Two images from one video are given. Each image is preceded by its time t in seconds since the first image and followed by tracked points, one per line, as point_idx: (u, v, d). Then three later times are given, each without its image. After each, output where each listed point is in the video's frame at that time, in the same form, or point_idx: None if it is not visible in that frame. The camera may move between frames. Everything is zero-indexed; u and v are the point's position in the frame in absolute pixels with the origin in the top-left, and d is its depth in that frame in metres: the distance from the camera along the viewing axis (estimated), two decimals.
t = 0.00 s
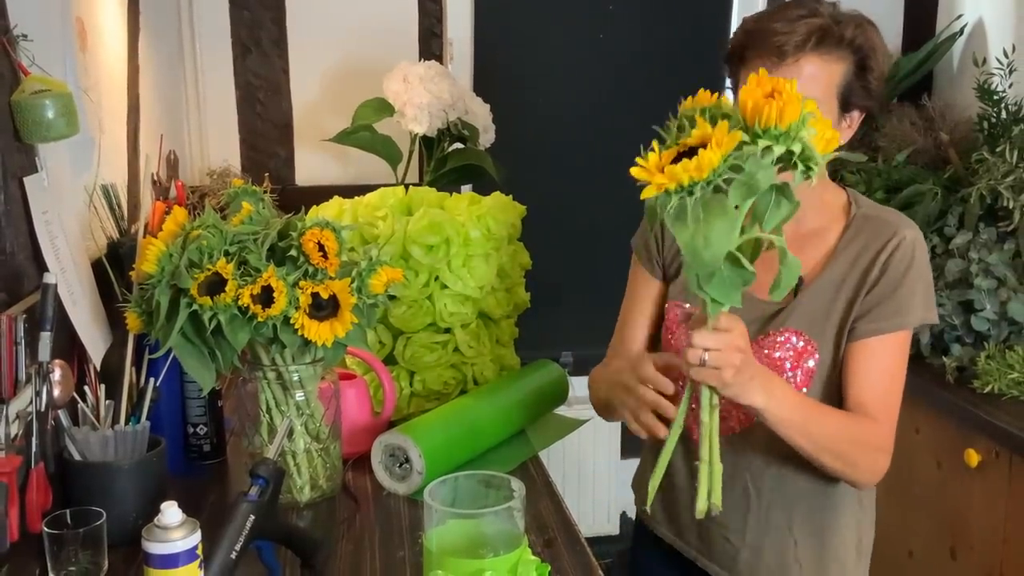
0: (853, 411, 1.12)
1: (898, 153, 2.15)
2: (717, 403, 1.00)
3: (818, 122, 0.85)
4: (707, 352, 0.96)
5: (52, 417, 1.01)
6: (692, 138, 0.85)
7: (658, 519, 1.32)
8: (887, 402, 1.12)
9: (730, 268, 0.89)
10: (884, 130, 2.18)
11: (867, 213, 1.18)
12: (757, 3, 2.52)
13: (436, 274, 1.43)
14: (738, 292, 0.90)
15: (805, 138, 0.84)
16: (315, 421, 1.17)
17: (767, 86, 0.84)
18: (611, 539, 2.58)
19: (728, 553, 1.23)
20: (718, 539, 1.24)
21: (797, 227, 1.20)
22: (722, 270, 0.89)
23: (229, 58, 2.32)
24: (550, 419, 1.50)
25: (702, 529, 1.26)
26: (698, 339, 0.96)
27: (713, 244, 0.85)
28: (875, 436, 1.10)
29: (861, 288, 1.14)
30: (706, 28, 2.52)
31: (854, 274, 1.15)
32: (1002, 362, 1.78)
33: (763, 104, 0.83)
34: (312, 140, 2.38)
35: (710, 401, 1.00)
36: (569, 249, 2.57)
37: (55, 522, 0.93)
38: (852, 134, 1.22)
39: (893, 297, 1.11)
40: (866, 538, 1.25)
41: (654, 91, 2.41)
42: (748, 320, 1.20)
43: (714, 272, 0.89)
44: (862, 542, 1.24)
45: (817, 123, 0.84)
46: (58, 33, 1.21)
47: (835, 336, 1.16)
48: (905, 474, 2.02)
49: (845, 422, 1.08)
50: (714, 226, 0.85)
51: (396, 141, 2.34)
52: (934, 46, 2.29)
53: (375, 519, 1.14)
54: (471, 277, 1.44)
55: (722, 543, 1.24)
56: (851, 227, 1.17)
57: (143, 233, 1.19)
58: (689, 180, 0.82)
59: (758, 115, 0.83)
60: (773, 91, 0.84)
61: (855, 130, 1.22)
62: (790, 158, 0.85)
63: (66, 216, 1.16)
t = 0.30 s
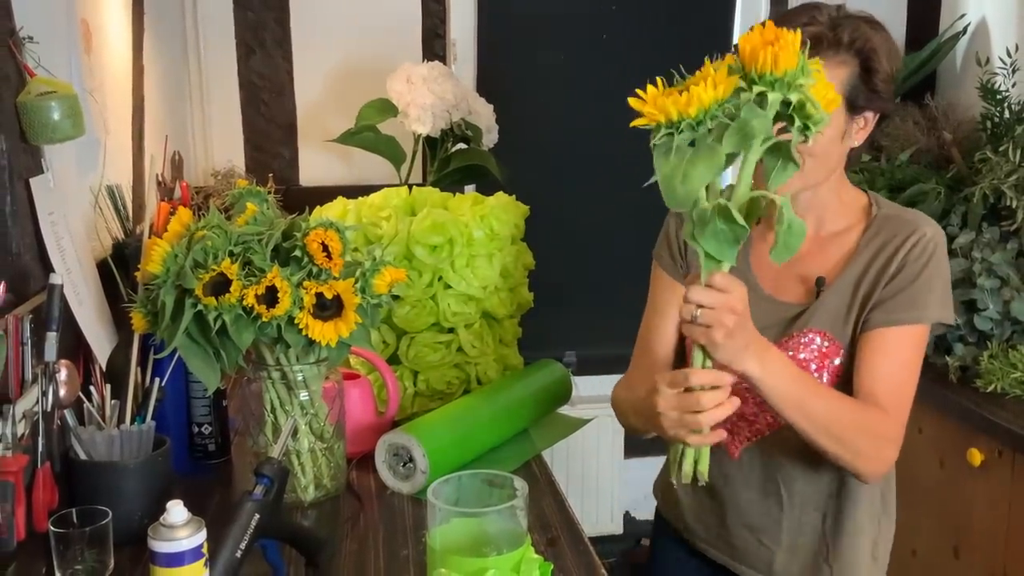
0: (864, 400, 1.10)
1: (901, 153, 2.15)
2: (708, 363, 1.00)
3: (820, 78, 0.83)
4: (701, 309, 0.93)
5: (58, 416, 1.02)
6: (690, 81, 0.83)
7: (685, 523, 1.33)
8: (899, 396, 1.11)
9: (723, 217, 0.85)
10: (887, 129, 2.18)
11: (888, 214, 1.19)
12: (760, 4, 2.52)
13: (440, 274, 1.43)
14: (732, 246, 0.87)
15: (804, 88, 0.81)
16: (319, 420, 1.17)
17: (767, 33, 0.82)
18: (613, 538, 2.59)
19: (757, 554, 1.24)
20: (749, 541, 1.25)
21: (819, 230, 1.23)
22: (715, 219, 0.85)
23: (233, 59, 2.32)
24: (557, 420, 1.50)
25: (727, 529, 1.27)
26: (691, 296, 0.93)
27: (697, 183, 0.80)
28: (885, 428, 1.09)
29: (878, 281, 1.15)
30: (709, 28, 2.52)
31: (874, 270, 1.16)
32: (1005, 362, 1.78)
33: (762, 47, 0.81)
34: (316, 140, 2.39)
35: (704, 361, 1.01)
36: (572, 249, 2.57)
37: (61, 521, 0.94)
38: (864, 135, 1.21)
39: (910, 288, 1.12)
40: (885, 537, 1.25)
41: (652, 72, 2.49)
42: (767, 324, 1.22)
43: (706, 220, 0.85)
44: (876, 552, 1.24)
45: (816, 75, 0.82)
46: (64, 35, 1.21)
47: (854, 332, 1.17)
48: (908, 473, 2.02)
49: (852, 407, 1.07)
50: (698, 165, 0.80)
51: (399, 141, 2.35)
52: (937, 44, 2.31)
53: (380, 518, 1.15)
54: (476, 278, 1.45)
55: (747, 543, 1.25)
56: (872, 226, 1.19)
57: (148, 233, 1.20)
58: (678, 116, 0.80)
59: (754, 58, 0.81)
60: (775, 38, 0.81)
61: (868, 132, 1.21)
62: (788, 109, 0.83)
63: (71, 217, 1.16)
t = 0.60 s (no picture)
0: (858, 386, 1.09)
1: (905, 152, 2.15)
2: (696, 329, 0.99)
3: (799, 33, 0.83)
4: (686, 273, 0.93)
5: (67, 415, 1.03)
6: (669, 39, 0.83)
7: (688, 533, 1.33)
8: (892, 384, 1.09)
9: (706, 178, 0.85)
10: (892, 129, 2.20)
11: (883, 214, 1.19)
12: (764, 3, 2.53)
13: (446, 273, 1.44)
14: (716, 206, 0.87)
15: (783, 45, 0.81)
16: (325, 418, 1.18)
17: None
18: (618, 537, 2.59)
19: (763, 556, 1.25)
20: (755, 544, 1.25)
21: (817, 232, 1.24)
22: (696, 181, 0.86)
23: (239, 59, 2.33)
24: (562, 418, 1.50)
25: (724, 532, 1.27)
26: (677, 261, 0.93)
27: (674, 146, 0.80)
28: (877, 415, 1.07)
29: (874, 274, 1.15)
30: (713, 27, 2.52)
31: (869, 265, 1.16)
32: (1010, 361, 1.78)
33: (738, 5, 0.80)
34: (321, 139, 2.39)
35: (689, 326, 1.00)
36: (577, 249, 2.58)
37: (70, 518, 0.95)
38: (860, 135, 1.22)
39: (905, 280, 1.11)
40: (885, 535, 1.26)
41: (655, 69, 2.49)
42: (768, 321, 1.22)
43: (688, 181, 0.86)
44: (873, 553, 1.23)
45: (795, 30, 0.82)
46: (71, 35, 1.22)
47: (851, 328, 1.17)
48: (913, 472, 2.02)
49: (846, 390, 1.06)
50: (676, 129, 0.80)
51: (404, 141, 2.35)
52: (942, 44, 2.29)
53: (385, 516, 1.15)
54: (481, 277, 1.46)
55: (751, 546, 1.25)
56: (869, 224, 1.19)
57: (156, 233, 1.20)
58: (655, 78, 0.81)
59: (731, 18, 0.81)
60: None
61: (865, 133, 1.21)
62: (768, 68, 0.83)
63: (78, 216, 1.17)
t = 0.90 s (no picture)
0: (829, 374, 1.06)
1: (911, 150, 2.15)
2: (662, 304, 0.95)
3: None
4: (661, 251, 0.88)
5: (73, 411, 1.03)
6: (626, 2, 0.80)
7: (655, 531, 1.33)
8: (861, 374, 1.07)
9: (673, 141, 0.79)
10: (898, 127, 2.19)
11: (858, 212, 1.19)
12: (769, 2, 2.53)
13: (450, 271, 1.44)
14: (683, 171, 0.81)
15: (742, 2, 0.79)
16: (331, 416, 1.18)
17: None
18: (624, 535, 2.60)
19: (740, 554, 1.24)
20: (733, 541, 1.24)
21: (792, 230, 1.24)
22: (663, 143, 0.80)
23: (244, 58, 2.33)
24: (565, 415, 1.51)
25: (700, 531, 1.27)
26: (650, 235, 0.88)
27: (633, 101, 0.76)
28: (845, 404, 1.04)
29: (847, 269, 1.14)
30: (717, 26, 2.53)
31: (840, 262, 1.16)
32: (1015, 359, 1.78)
33: None
34: (326, 138, 2.39)
35: (654, 301, 0.94)
36: (581, 247, 2.58)
37: (77, 515, 0.95)
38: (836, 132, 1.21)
39: (877, 273, 1.10)
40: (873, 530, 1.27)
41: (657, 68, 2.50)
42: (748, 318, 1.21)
43: (654, 143, 0.80)
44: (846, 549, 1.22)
45: None
46: (77, 35, 1.23)
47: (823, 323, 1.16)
48: (917, 470, 2.02)
49: (817, 373, 1.03)
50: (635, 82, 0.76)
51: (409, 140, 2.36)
52: (947, 41, 2.27)
53: (390, 513, 1.16)
54: (486, 276, 1.46)
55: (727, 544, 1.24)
56: (845, 221, 1.18)
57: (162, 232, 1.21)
58: (613, 35, 0.77)
59: None
60: None
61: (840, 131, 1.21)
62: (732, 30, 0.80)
63: (85, 214, 1.18)
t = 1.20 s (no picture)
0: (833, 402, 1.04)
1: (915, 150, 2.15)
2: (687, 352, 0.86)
3: (793, 52, 0.76)
4: (686, 297, 0.83)
5: (81, 410, 1.03)
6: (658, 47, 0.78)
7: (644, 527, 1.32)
8: (867, 399, 1.05)
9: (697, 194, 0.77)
10: (902, 127, 2.19)
11: (857, 215, 1.14)
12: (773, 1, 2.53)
13: (455, 271, 1.45)
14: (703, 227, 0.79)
15: (774, 58, 0.75)
16: (336, 415, 1.19)
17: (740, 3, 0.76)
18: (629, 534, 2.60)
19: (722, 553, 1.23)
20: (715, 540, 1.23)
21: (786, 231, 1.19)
22: (687, 195, 0.78)
23: (250, 57, 2.34)
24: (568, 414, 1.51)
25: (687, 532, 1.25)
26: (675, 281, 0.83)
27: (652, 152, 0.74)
28: (852, 433, 1.03)
29: (845, 285, 1.11)
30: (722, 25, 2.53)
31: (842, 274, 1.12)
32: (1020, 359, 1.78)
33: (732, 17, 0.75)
34: (332, 136, 2.39)
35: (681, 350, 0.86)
36: (585, 246, 2.59)
37: (85, 513, 0.96)
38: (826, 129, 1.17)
39: (877, 290, 1.07)
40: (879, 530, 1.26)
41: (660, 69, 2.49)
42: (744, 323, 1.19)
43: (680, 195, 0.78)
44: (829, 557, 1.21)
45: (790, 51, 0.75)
46: (85, 34, 1.23)
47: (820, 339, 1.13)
48: (922, 470, 2.02)
49: (823, 404, 1.01)
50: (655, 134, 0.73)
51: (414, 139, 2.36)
52: (952, 42, 2.27)
53: (396, 512, 1.16)
54: (491, 276, 1.46)
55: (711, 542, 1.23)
56: (842, 228, 1.14)
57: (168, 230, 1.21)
58: (640, 82, 0.75)
59: (726, 26, 0.75)
60: (748, 5, 0.75)
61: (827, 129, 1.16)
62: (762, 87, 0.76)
63: (92, 212, 1.18)
